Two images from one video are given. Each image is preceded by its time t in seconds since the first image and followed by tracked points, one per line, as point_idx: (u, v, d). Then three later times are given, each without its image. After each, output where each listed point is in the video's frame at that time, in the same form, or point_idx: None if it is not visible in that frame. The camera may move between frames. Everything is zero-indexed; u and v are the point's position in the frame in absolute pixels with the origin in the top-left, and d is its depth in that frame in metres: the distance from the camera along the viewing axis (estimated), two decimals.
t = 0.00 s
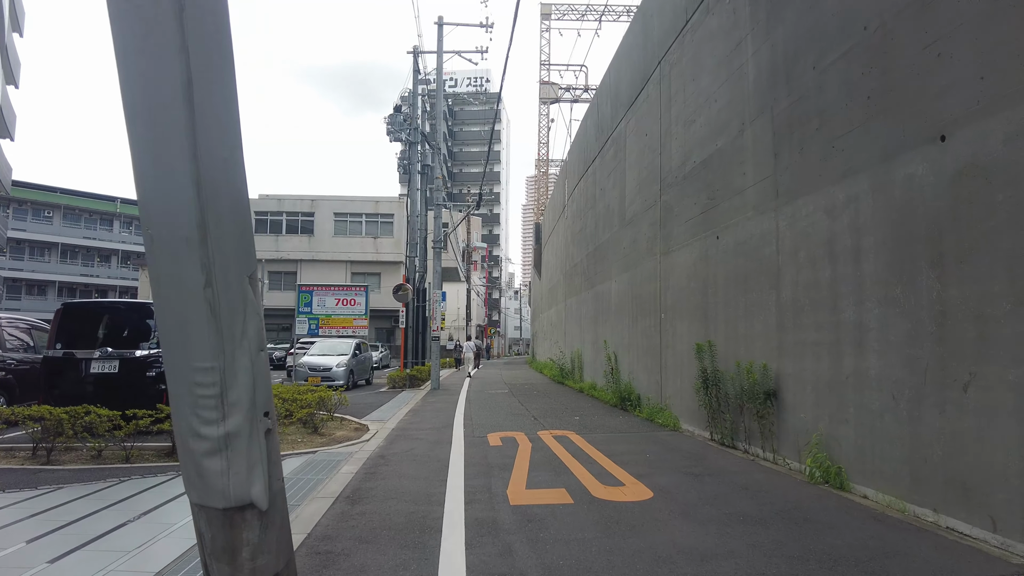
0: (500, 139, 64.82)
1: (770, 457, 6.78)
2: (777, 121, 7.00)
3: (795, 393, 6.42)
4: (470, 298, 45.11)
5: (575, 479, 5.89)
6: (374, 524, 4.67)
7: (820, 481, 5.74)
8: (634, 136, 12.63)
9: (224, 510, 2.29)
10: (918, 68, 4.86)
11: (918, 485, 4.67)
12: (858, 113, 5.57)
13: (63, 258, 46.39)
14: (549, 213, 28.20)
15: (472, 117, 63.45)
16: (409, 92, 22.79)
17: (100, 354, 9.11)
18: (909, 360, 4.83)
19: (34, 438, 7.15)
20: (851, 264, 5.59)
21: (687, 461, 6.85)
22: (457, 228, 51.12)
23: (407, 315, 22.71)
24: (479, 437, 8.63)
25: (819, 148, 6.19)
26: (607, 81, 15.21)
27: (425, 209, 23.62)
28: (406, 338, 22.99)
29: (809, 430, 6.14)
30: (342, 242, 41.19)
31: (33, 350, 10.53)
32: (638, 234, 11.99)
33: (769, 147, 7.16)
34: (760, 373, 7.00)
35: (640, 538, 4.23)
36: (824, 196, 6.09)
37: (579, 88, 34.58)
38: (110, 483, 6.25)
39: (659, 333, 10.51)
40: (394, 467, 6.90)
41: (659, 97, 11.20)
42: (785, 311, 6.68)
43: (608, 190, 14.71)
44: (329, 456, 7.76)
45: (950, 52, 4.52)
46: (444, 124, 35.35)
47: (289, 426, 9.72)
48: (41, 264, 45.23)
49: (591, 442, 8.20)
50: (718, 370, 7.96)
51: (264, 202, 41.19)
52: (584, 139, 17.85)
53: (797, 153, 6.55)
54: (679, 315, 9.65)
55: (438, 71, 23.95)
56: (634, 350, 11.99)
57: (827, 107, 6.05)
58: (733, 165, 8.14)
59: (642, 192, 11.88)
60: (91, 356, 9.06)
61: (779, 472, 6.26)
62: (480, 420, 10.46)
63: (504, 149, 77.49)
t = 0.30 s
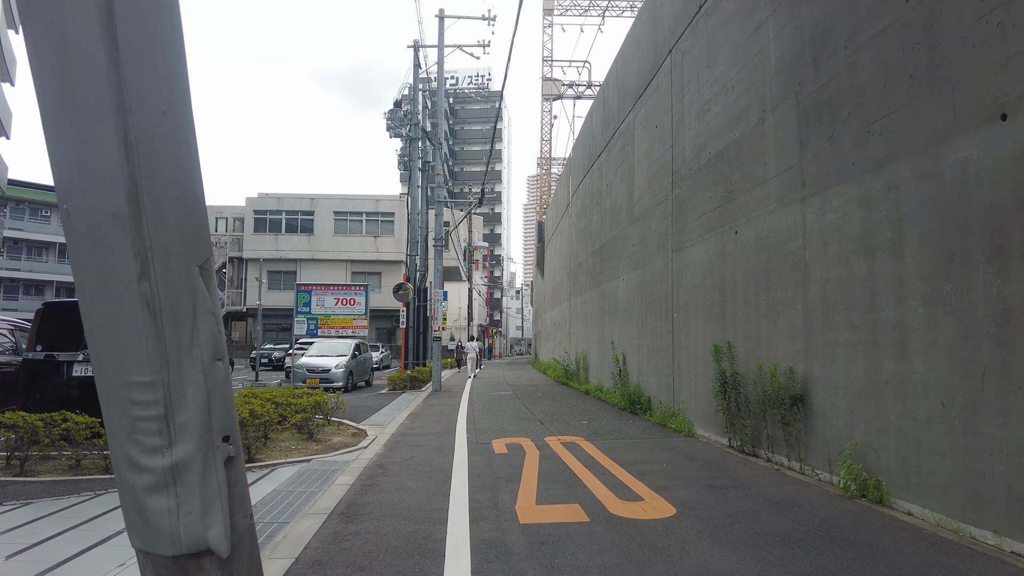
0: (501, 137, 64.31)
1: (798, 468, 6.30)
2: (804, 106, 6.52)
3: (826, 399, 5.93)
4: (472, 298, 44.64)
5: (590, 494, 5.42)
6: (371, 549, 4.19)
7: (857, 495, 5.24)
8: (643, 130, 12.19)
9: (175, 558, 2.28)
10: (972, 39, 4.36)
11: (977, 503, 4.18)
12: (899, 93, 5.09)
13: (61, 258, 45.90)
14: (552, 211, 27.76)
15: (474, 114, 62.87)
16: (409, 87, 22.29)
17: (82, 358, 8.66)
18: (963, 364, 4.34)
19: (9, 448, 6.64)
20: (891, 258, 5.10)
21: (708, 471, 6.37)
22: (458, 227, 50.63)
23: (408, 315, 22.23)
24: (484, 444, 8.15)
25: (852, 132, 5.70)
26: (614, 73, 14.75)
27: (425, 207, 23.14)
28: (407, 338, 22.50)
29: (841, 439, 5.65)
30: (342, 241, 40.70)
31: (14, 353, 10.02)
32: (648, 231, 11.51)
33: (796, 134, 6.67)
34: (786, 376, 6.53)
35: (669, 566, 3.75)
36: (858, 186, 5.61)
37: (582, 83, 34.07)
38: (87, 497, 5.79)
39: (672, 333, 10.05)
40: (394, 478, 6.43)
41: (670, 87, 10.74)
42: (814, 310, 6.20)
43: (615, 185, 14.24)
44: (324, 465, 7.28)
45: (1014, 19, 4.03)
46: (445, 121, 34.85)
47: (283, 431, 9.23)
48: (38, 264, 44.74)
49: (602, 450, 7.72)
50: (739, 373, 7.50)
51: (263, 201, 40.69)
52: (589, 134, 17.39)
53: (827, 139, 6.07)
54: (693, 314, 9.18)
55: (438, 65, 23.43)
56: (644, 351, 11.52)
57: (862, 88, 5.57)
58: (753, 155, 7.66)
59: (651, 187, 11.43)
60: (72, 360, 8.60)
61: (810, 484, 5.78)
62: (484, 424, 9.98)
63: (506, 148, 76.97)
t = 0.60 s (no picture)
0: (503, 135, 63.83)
1: (832, 476, 5.81)
2: (837, 84, 6.02)
3: (864, 401, 5.44)
4: (474, 296, 44.16)
5: (610, 507, 4.91)
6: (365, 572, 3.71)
7: (905, 508, 4.74)
8: (655, 120, 11.70)
9: None
10: None
11: None
12: (954, 62, 4.59)
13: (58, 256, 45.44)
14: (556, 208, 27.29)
15: (476, 112, 62.38)
16: (410, 80, 21.81)
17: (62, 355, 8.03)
18: None
19: None
20: (944, 247, 4.60)
21: (735, 480, 5.87)
22: (460, 225, 50.14)
23: (410, 313, 21.75)
24: (490, 449, 7.65)
25: (895, 109, 5.20)
26: (623, 62, 14.26)
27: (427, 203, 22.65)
28: (409, 337, 22.00)
29: (883, 446, 5.16)
30: (343, 239, 40.24)
31: None
32: (660, 224, 11.02)
33: (827, 115, 6.17)
34: (817, 377, 6.04)
35: None
36: (903, 168, 5.11)
37: (587, 79, 33.60)
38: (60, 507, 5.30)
39: (686, 331, 9.57)
40: (394, 487, 5.93)
41: (684, 73, 10.25)
42: (850, 305, 5.71)
43: (624, 179, 13.76)
44: (319, 472, 6.79)
45: None
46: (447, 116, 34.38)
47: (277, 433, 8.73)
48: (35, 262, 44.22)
49: (617, 456, 7.22)
50: (764, 373, 7.01)
51: (263, 198, 40.20)
52: (597, 126, 16.90)
53: (865, 118, 5.57)
54: (711, 310, 8.70)
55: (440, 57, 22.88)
56: (656, 350, 11.03)
57: (907, 61, 5.07)
58: (777, 140, 7.16)
59: (664, 178, 10.93)
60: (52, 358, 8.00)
61: (849, 495, 5.29)
62: (489, 427, 9.49)
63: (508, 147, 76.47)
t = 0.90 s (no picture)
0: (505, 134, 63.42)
1: (864, 484, 5.36)
2: (869, 60, 5.56)
3: (901, 404, 4.99)
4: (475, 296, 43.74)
5: (627, 521, 4.46)
6: None
7: (952, 521, 4.30)
8: (664, 109, 11.24)
9: None
10: None
11: None
12: (1010, 28, 4.14)
13: (57, 255, 45.11)
14: (559, 205, 26.85)
15: (477, 110, 61.99)
16: (411, 74, 21.35)
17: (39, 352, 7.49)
18: None
19: None
20: (998, 233, 4.15)
21: (759, 489, 5.41)
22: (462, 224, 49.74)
23: (410, 312, 21.31)
24: (493, 453, 7.20)
25: (938, 84, 4.75)
26: (630, 51, 13.80)
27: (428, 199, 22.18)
28: (408, 336, 21.55)
29: (925, 453, 4.70)
30: (343, 238, 39.85)
31: None
32: (670, 218, 10.56)
33: (857, 95, 5.72)
34: (848, 378, 5.58)
35: None
36: (946, 149, 4.66)
37: (590, 75, 33.18)
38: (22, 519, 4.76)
39: (699, 330, 9.12)
40: (390, 496, 5.48)
41: (696, 59, 9.79)
42: (885, 299, 5.26)
43: (631, 173, 13.31)
44: (309, 478, 6.33)
45: None
46: (448, 113, 33.94)
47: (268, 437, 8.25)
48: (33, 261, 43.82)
49: (629, 462, 6.76)
50: (789, 373, 6.55)
51: (262, 197, 39.80)
52: (602, 119, 16.44)
53: (901, 95, 5.12)
54: (726, 307, 8.25)
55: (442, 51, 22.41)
56: (665, 349, 10.58)
57: (952, 31, 4.61)
58: (800, 124, 6.70)
59: (674, 169, 10.47)
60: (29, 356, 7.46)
61: (887, 506, 4.83)
62: (491, 429, 9.04)
63: (510, 145, 76.04)
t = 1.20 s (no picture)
0: (506, 133, 62.94)
1: (904, 498, 4.89)
2: (907, 35, 5.09)
3: (948, 410, 4.52)
4: (477, 296, 43.33)
5: (646, 543, 4.01)
6: None
7: (1013, 545, 3.82)
8: (673, 99, 10.79)
9: None
10: None
11: None
12: None
13: (55, 256, 44.71)
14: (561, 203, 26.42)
15: (478, 109, 61.56)
16: (410, 69, 20.89)
17: (11, 356, 7.01)
18: None
19: None
20: None
21: (788, 504, 4.95)
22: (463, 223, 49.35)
23: (410, 312, 20.87)
24: (496, 462, 6.74)
25: (991, 56, 4.28)
26: (636, 42, 13.34)
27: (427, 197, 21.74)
28: (408, 337, 21.10)
29: (978, 466, 4.23)
30: (342, 237, 39.42)
31: None
32: (680, 212, 10.11)
33: (893, 74, 5.25)
34: (884, 382, 5.12)
35: None
36: (1000, 129, 4.20)
37: (592, 71, 32.74)
38: None
39: (713, 329, 8.66)
40: (385, 513, 5.02)
41: (709, 44, 9.32)
42: (927, 296, 4.78)
43: (637, 167, 12.85)
44: (298, 492, 5.86)
45: None
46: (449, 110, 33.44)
47: (258, 445, 7.79)
48: (31, 262, 43.47)
49: (642, 472, 6.30)
50: (815, 376, 6.10)
51: (261, 196, 39.37)
52: (606, 113, 15.98)
53: (944, 71, 4.65)
54: (743, 304, 7.79)
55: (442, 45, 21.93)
56: (675, 350, 10.13)
57: None
58: (824, 108, 6.25)
59: (685, 160, 10.00)
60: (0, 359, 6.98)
61: (932, 524, 4.37)
62: (494, 435, 8.59)
63: (511, 144, 75.62)
